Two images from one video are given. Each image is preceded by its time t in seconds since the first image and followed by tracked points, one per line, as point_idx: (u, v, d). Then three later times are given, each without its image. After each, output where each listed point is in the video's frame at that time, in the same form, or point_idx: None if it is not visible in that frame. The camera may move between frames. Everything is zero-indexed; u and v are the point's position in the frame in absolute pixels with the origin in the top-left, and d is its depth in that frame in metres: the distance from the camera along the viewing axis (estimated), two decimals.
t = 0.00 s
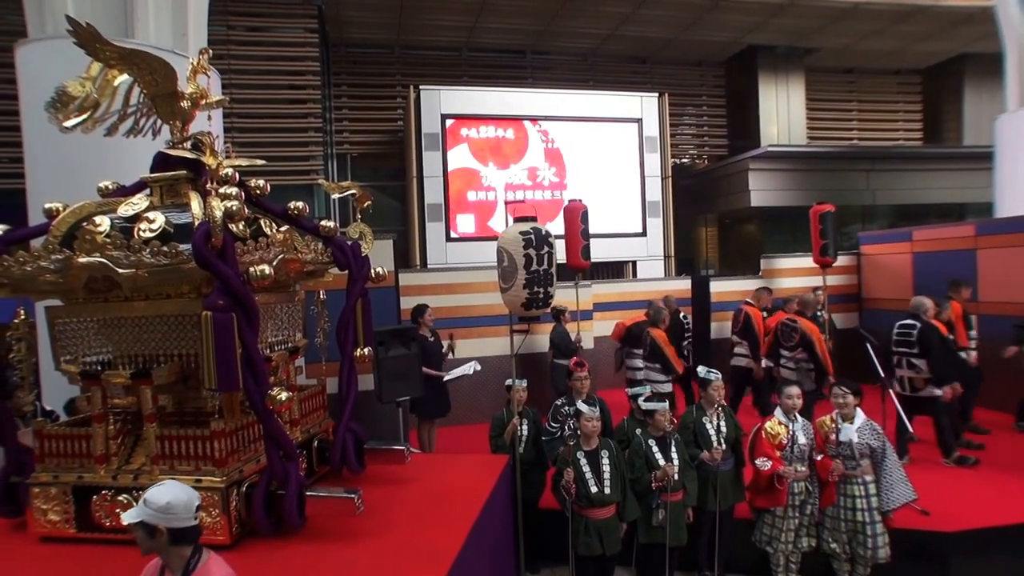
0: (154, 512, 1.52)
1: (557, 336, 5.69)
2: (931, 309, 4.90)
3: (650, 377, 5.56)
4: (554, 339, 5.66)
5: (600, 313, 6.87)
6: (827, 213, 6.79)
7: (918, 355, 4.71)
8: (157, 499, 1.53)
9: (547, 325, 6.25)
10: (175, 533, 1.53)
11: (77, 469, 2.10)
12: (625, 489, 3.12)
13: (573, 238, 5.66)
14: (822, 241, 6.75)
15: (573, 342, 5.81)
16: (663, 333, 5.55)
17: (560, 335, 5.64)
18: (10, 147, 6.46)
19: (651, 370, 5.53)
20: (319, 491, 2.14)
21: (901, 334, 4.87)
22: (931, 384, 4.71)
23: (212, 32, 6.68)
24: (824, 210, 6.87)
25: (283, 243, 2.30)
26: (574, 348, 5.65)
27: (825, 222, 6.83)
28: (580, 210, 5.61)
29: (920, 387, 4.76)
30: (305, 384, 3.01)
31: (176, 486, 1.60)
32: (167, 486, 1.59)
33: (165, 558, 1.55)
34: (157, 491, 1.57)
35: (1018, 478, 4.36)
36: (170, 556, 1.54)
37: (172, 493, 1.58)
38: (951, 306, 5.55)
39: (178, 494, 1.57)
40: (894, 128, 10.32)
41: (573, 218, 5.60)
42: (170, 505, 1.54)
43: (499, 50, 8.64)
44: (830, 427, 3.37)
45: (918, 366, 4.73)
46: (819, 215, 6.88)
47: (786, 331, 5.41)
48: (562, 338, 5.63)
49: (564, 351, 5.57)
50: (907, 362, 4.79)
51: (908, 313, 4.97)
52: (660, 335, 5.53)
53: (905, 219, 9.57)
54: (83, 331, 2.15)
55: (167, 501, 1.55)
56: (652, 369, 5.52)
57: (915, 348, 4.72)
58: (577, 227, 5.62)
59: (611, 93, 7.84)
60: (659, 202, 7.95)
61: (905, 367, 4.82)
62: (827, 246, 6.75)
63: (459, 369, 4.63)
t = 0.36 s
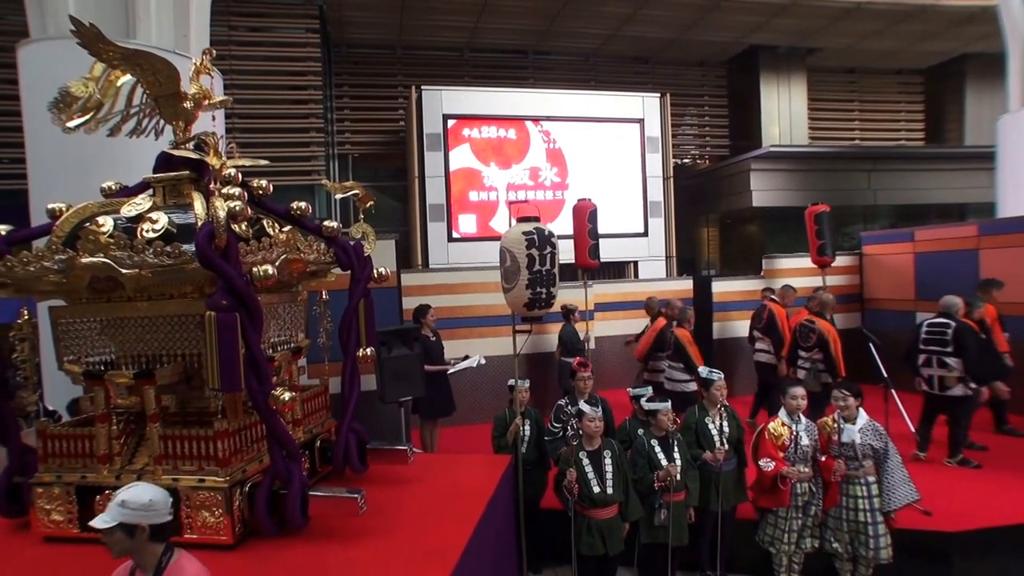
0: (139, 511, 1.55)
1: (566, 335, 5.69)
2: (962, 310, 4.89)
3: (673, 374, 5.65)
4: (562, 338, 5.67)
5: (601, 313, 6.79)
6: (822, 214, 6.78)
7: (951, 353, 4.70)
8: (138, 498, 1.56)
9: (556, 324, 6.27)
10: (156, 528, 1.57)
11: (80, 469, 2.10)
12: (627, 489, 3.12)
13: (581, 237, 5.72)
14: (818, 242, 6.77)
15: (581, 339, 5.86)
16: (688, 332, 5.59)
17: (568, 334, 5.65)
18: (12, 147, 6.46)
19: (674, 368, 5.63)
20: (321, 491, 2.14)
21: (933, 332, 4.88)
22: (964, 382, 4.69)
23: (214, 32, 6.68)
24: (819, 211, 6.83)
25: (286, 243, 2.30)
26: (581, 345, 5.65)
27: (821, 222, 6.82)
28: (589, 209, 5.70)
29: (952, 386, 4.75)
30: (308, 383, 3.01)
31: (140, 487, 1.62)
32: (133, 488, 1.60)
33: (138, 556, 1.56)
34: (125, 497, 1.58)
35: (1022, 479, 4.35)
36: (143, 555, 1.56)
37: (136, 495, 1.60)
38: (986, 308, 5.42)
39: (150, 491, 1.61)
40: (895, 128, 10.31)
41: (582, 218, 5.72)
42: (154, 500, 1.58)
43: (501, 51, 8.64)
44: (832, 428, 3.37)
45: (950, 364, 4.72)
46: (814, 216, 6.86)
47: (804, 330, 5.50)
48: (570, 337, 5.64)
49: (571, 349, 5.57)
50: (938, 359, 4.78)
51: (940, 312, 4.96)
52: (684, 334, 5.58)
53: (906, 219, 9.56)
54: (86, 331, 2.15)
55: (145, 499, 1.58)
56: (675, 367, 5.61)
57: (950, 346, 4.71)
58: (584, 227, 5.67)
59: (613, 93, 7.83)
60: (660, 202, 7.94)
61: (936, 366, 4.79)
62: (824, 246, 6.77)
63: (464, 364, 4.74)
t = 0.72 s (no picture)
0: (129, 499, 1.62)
1: (576, 335, 5.72)
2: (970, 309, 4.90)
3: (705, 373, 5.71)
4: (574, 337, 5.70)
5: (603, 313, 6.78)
6: (819, 215, 6.77)
7: (964, 353, 4.74)
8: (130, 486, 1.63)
9: (564, 324, 6.22)
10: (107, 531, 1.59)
11: (83, 469, 2.10)
12: (630, 490, 3.11)
13: (593, 237, 5.74)
14: (814, 243, 6.75)
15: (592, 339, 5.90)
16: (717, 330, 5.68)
17: (580, 333, 5.67)
18: (15, 147, 6.46)
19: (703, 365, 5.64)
20: (324, 492, 2.14)
21: (941, 332, 4.90)
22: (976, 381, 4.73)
23: (217, 32, 6.68)
24: (815, 213, 6.83)
25: (289, 244, 2.31)
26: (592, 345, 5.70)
27: (816, 223, 6.82)
28: (600, 210, 5.73)
29: (964, 386, 4.77)
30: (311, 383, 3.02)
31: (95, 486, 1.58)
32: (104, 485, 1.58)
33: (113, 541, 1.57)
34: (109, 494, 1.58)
35: None
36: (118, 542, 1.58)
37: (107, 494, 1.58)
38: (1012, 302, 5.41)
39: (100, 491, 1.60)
40: (897, 129, 10.29)
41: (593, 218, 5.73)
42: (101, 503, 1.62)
43: (503, 51, 8.64)
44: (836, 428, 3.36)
45: (962, 364, 4.75)
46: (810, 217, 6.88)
47: (818, 332, 5.56)
48: (581, 337, 5.67)
49: (581, 349, 5.61)
50: (949, 359, 4.80)
51: (946, 311, 4.98)
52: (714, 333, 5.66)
53: (909, 220, 9.55)
54: (90, 331, 2.16)
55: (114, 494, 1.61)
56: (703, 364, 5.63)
57: (962, 346, 4.74)
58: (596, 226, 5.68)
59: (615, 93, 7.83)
60: (662, 202, 7.93)
61: (948, 366, 4.81)
62: (821, 247, 6.74)
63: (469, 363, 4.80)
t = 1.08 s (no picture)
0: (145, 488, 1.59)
1: (592, 334, 5.80)
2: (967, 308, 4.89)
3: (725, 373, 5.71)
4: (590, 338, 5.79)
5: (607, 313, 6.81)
6: (821, 216, 6.77)
7: (965, 353, 4.74)
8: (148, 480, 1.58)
9: (574, 325, 6.25)
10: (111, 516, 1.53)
11: (86, 469, 2.10)
12: (632, 490, 3.10)
13: (606, 237, 5.75)
14: (817, 244, 6.73)
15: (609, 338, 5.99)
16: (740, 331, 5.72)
17: (596, 333, 5.76)
18: (18, 147, 6.47)
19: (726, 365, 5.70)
20: (328, 491, 2.14)
21: (942, 332, 4.90)
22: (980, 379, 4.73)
23: (220, 33, 6.69)
24: (818, 214, 6.82)
25: (293, 244, 2.32)
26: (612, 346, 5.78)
27: (818, 223, 6.81)
28: (611, 209, 5.69)
29: (969, 384, 4.78)
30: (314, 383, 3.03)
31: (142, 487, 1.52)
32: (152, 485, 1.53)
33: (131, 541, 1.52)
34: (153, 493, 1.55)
35: None
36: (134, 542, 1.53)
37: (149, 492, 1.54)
38: None
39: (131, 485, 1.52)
40: (899, 130, 10.27)
41: (604, 218, 5.75)
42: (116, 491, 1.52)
43: (505, 52, 8.64)
44: (839, 429, 3.35)
45: (965, 363, 4.75)
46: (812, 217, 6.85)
47: (841, 332, 5.58)
48: (598, 337, 5.76)
49: (599, 350, 5.70)
50: (952, 359, 4.81)
51: (946, 311, 4.98)
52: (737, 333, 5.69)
53: (911, 221, 9.53)
54: (93, 331, 2.15)
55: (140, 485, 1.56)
56: (726, 363, 5.70)
57: (963, 345, 4.74)
58: (608, 226, 5.69)
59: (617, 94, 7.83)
60: (665, 203, 7.93)
61: (951, 365, 4.82)
62: (823, 248, 6.73)
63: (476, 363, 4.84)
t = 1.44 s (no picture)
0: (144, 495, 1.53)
1: (610, 335, 5.72)
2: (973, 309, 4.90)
3: (747, 372, 5.50)
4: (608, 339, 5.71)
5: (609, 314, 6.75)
6: (828, 217, 6.76)
7: (969, 353, 4.73)
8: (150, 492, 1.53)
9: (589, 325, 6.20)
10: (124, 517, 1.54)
11: (90, 469, 2.10)
12: (636, 491, 3.09)
13: (622, 238, 5.75)
14: (823, 245, 6.72)
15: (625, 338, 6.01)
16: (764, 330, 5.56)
17: (614, 334, 5.69)
18: (22, 147, 6.48)
19: (747, 364, 5.51)
20: (332, 492, 2.14)
21: (946, 332, 4.91)
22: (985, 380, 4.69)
23: (224, 33, 6.70)
24: (826, 214, 6.80)
25: (297, 244, 2.32)
26: (631, 347, 5.70)
27: (826, 225, 6.79)
28: (628, 211, 5.69)
29: (973, 385, 4.73)
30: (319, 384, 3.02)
31: (154, 503, 1.50)
32: (164, 499, 1.52)
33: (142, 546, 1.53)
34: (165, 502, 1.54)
35: None
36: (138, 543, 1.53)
37: (162, 502, 1.54)
38: None
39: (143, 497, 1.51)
40: (903, 131, 10.25)
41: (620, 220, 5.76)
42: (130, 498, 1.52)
43: (509, 53, 8.64)
44: (843, 432, 3.33)
45: (968, 363, 4.74)
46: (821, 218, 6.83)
47: (870, 332, 5.41)
48: (616, 338, 5.69)
49: (617, 350, 5.62)
50: (956, 359, 4.80)
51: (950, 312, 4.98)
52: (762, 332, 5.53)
53: (914, 222, 9.51)
54: (97, 331, 2.15)
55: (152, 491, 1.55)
56: (748, 363, 5.51)
57: (967, 346, 4.74)
58: (625, 227, 5.69)
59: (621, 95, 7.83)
60: (668, 204, 7.91)
61: (954, 366, 4.80)
62: (829, 249, 6.73)
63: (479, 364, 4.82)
